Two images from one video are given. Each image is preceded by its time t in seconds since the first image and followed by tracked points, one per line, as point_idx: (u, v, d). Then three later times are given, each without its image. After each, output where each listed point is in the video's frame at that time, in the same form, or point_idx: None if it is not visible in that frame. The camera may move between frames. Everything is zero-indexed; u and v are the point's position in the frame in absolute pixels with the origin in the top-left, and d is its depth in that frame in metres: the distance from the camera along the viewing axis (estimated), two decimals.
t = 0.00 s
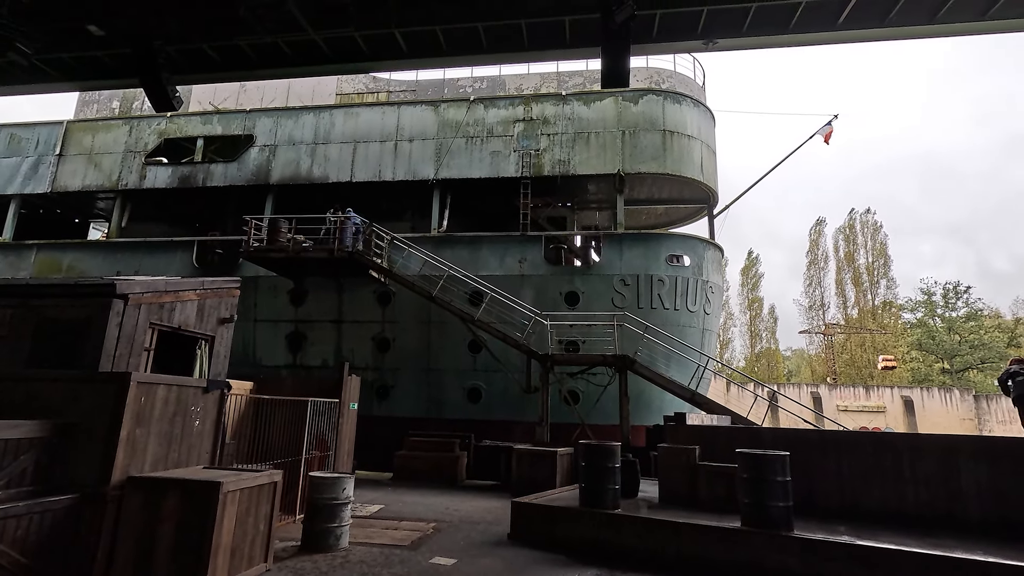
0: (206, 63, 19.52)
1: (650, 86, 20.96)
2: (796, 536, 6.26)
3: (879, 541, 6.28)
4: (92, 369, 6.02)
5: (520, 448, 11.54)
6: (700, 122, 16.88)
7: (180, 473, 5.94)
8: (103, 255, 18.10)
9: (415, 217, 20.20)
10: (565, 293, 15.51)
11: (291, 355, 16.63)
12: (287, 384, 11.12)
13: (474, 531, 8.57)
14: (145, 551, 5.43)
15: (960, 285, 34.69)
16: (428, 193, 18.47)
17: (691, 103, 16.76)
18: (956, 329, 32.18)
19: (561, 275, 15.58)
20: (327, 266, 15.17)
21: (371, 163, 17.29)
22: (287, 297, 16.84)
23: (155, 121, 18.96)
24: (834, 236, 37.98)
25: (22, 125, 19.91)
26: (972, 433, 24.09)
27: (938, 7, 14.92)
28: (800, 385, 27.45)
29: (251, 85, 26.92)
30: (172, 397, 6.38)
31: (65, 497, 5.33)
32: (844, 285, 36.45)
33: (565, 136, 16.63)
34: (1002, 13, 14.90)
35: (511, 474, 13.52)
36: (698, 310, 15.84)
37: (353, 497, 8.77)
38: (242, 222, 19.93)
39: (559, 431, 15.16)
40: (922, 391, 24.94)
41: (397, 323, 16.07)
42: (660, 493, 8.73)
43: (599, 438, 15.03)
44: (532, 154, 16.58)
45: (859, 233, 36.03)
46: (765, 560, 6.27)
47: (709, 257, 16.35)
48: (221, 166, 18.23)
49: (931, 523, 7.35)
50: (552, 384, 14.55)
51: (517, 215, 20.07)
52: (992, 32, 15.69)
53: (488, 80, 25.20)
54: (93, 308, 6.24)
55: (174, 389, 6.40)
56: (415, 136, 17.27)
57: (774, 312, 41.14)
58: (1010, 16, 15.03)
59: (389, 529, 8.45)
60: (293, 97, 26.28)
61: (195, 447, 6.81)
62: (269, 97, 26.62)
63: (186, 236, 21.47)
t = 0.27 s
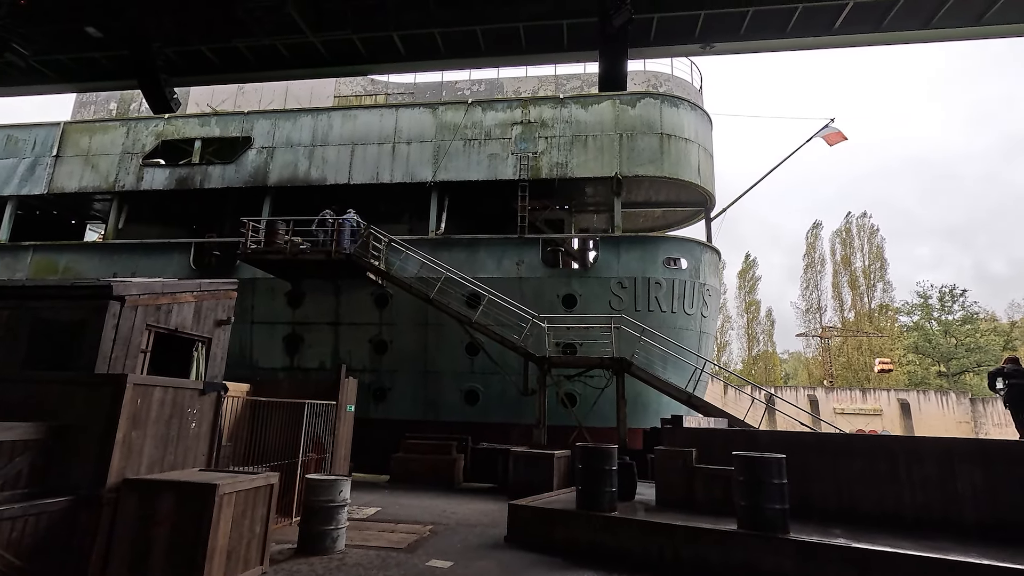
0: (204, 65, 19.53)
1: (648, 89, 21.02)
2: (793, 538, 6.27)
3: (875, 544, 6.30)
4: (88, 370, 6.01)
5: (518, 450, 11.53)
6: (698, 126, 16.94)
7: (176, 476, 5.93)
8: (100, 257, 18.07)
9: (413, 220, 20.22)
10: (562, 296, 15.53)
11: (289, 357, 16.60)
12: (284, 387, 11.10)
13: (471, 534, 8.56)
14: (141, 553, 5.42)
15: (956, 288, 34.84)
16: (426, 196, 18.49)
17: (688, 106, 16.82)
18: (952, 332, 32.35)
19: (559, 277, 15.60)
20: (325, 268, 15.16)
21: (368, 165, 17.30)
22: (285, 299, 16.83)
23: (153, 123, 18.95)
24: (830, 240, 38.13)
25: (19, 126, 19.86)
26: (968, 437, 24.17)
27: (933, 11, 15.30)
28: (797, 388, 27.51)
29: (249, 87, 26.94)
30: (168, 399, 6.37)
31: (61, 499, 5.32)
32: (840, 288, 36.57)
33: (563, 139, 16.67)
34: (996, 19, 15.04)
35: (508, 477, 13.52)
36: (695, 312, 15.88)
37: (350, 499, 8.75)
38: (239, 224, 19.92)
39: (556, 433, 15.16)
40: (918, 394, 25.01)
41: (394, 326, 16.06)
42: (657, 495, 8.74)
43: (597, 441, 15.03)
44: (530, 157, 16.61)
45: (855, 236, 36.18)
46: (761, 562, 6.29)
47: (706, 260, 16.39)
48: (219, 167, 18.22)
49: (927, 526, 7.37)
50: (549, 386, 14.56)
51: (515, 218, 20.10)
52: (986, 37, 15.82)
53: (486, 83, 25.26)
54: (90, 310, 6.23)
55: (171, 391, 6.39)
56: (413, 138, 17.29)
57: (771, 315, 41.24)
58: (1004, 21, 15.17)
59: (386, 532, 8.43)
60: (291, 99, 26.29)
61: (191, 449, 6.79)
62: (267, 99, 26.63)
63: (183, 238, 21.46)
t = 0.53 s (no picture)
0: (202, 66, 19.53)
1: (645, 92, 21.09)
2: (789, 541, 6.28)
3: (871, 546, 6.31)
4: (84, 373, 5.99)
5: (515, 453, 11.53)
6: (695, 129, 17.00)
7: (172, 478, 5.90)
8: (97, 258, 18.02)
9: (410, 222, 20.24)
10: (560, 298, 15.54)
11: (285, 360, 16.57)
12: (281, 389, 11.08)
13: (467, 536, 8.56)
14: (137, 557, 5.40)
15: (952, 291, 34.97)
16: (424, 198, 18.49)
17: (685, 109, 16.88)
18: (948, 335, 32.48)
19: (556, 280, 15.62)
20: (322, 270, 15.15)
21: (366, 168, 17.31)
22: (282, 301, 16.80)
23: (150, 125, 18.92)
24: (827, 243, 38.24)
25: (15, 127, 19.80)
26: (964, 439, 24.27)
27: (927, 18, 15.46)
28: (794, 391, 27.56)
29: (246, 89, 26.94)
30: (164, 401, 6.35)
31: (55, 502, 5.29)
32: (837, 291, 36.67)
33: (560, 142, 16.70)
34: (989, 24, 15.34)
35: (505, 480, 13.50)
36: (692, 315, 15.92)
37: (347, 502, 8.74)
38: (236, 226, 19.89)
39: (553, 436, 15.16)
40: (914, 397, 25.08)
41: (392, 328, 16.05)
42: (654, 498, 8.75)
43: (594, 443, 15.04)
44: (528, 159, 16.63)
45: (852, 240, 36.29)
46: (758, 565, 6.30)
47: (703, 263, 16.44)
48: (216, 169, 18.20)
49: (923, 528, 7.39)
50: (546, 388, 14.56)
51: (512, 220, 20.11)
52: (980, 43, 16.00)
53: (484, 86, 25.29)
54: (86, 311, 6.21)
55: (167, 394, 6.38)
56: (411, 140, 17.30)
57: (768, 318, 41.33)
58: (997, 26, 15.35)
59: (382, 535, 8.42)
60: (289, 101, 26.29)
61: (187, 452, 6.77)
62: (265, 100, 26.62)
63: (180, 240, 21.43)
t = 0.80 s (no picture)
0: (201, 68, 19.54)
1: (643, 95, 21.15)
2: (787, 543, 6.29)
3: (869, 549, 6.32)
4: (82, 375, 5.98)
5: (513, 456, 11.52)
6: (693, 132, 17.04)
7: (169, 481, 5.89)
8: (94, 260, 17.98)
9: (409, 224, 20.25)
10: (558, 301, 15.55)
11: (283, 362, 16.54)
12: (279, 391, 11.06)
13: (465, 539, 8.54)
14: (134, 559, 5.38)
15: (949, 294, 35.05)
16: (422, 200, 18.49)
17: (683, 112, 16.92)
18: (946, 338, 32.54)
19: (554, 282, 15.63)
20: (320, 272, 15.14)
21: (364, 170, 17.31)
22: (280, 303, 16.78)
23: (148, 126, 18.90)
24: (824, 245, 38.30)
25: (13, 128, 19.76)
26: (961, 442, 24.31)
27: (924, 22, 15.54)
28: (792, 393, 27.57)
29: (245, 91, 26.96)
30: (162, 403, 6.34)
31: (52, 505, 5.28)
32: (834, 294, 36.73)
33: (559, 144, 16.73)
34: (985, 29, 15.49)
35: (503, 482, 13.49)
36: (690, 317, 15.93)
37: (344, 504, 8.72)
38: (235, 228, 19.87)
39: (551, 439, 15.14)
40: (911, 400, 25.11)
41: (390, 330, 16.04)
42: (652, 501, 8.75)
43: (592, 446, 15.04)
44: (526, 162, 16.66)
45: (849, 242, 36.37)
46: (756, 568, 6.30)
47: (701, 266, 16.47)
48: (214, 171, 18.19)
49: (920, 531, 7.40)
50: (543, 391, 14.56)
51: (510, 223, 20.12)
52: (975, 48, 16.15)
53: (482, 88, 25.33)
54: (84, 313, 6.20)
55: (165, 396, 6.36)
56: (409, 142, 17.31)
57: (766, 320, 41.37)
58: (992, 31, 15.45)
59: (380, 537, 8.41)
60: (287, 103, 26.29)
61: (184, 454, 6.75)
62: (263, 102, 26.63)
63: (178, 241, 21.41)
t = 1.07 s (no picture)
0: (200, 70, 19.56)
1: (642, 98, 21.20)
2: (785, 546, 6.28)
3: (867, 552, 6.32)
4: (79, 376, 5.97)
5: (512, 458, 11.50)
6: (691, 135, 17.08)
7: (167, 483, 5.87)
8: (92, 262, 17.95)
9: (407, 226, 20.26)
10: (557, 303, 15.55)
11: (281, 364, 16.51)
12: (277, 393, 11.05)
13: (463, 542, 8.53)
14: (131, 562, 5.36)
15: (947, 297, 35.13)
16: (421, 202, 18.50)
17: (682, 115, 16.97)
18: (943, 341, 32.62)
19: (553, 285, 15.64)
20: (319, 274, 15.13)
21: (363, 172, 17.32)
22: (278, 305, 16.76)
23: (147, 128, 18.90)
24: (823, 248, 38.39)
25: (12, 129, 19.75)
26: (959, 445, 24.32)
27: (923, 25, 15.60)
28: (790, 396, 27.59)
29: (244, 93, 26.98)
30: (160, 406, 6.33)
31: (49, 507, 5.26)
32: (833, 296, 36.80)
33: (558, 147, 16.76)
34: (983, 33, 15.54)
35: (502, 485, 13.47)
36: (689, 320, 15.95)
37: (342, 507, 8.71)
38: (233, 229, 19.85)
39: (550, 441, 15.12)
40: (909, 402, 25.13)
41: (388, 332, 16.03)
42: (651, 504, 8.74)
43: (590, 448, 15.03)
44: (525, 164, 16.67)
45: (848, 245, 36.45)
46: (754, 571, 6.30)
47: (699, 268, 16.48)
48: (213, 173, 18.19)
49: (918, 535, 7.40)
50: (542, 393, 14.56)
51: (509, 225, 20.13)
52: (972, 52, 16.24)
53: (482, 91, 25.38)
54: (82, 314, 6.19)
55: (163, 398, 6.35)
56: (408, 145, 17.33)
57: (765, 323, 41.42)
58: (989, 35, 15.54)
59: (378, 540, 8.39)
60: (286, 105, 26.32)
61: (182, 456, 6.73)
62: (262, 104, 26.66)
63: (177, 243, 21.39)
